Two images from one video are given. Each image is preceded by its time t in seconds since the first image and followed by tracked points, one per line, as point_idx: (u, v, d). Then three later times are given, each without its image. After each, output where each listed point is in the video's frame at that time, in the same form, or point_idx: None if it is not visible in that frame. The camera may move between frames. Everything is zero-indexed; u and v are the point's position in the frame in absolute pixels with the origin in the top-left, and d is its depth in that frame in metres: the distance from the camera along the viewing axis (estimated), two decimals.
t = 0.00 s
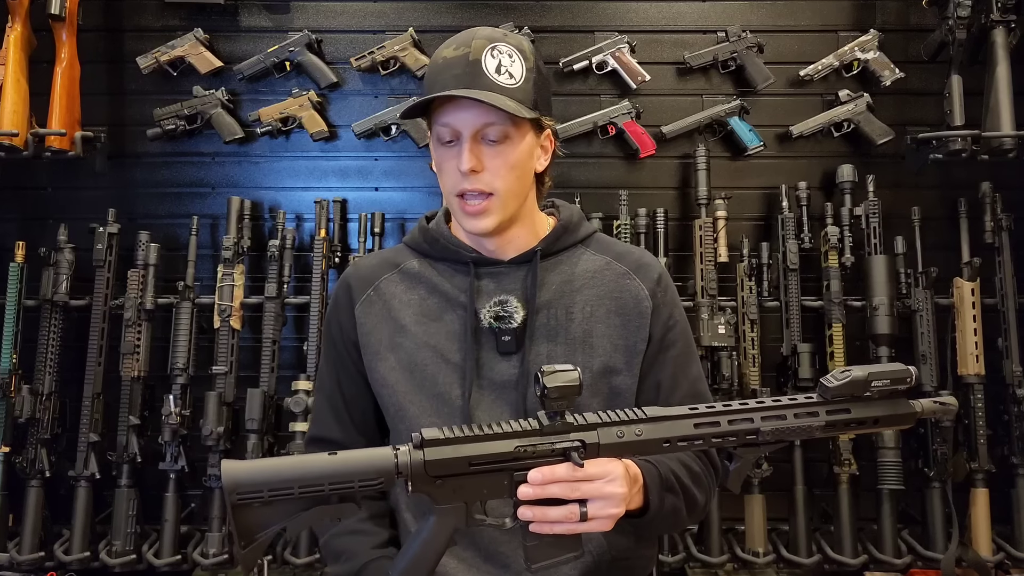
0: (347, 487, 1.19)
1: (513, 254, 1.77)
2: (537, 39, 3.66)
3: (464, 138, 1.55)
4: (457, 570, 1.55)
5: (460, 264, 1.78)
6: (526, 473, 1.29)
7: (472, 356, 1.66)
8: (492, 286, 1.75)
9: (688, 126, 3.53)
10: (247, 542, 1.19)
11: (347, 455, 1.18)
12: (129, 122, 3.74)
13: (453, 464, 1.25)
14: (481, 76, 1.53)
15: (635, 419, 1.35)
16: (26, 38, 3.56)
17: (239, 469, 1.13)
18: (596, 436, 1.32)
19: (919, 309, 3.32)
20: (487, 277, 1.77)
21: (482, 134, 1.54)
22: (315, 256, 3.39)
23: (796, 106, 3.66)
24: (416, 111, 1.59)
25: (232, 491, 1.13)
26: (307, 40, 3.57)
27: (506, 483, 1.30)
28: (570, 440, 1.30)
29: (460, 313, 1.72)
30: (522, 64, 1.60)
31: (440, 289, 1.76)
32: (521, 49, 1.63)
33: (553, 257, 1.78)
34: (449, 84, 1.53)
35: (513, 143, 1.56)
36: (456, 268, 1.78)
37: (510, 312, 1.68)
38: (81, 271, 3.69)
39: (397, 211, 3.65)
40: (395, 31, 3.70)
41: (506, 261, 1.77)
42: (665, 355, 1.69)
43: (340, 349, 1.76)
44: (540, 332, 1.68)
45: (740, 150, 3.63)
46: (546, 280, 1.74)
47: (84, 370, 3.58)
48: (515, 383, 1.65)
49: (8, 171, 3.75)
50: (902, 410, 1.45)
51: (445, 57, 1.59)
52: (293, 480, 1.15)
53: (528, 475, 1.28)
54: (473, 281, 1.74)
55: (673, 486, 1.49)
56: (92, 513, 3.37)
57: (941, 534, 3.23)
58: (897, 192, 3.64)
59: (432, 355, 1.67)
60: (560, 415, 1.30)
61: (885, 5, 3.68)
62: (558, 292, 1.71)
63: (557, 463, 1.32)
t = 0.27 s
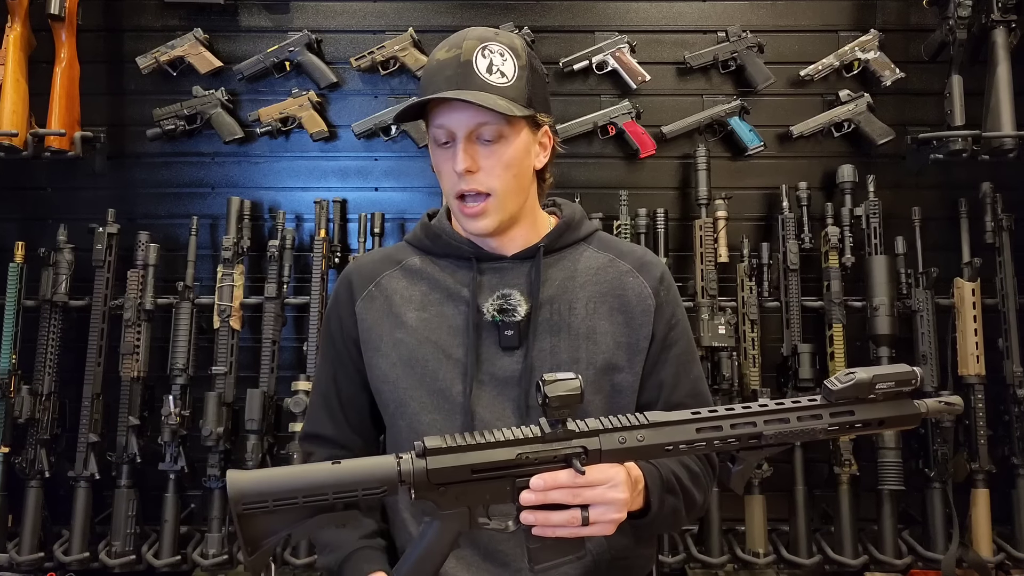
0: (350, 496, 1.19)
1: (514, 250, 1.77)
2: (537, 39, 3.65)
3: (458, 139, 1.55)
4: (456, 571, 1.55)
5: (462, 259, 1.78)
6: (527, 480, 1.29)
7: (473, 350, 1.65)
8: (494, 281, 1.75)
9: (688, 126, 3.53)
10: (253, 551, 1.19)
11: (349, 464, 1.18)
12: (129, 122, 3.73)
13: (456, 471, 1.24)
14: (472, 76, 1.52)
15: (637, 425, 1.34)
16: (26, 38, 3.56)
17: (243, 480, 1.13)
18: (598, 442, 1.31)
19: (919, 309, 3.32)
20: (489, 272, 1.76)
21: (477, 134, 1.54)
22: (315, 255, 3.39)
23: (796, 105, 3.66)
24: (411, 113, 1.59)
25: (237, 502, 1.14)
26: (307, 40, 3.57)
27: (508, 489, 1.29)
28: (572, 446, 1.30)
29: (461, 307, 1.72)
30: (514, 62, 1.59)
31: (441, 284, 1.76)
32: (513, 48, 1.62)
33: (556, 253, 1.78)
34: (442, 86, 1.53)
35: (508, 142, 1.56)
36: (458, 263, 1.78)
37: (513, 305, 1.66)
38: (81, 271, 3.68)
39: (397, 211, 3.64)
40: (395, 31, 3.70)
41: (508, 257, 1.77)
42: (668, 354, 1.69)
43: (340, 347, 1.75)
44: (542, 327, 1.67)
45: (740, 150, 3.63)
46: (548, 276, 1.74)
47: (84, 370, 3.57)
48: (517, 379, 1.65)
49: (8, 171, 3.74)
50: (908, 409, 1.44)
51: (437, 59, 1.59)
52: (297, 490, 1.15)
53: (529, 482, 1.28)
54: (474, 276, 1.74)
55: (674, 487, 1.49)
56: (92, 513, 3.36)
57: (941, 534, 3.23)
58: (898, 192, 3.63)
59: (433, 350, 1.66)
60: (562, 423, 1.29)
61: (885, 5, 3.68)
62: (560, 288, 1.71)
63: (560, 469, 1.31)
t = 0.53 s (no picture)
0: (354, 503, 1.18)
1: (515, 250, 1.75)
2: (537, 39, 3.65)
3: (456, 152, 1.54)
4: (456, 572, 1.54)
5: (463, 265, 1.78)
6: (530, 484, 1.28)
7: (474, 355, 1.65)
8: (495, 285, 1.74)
9: (689, 126, 3.53)
10: (257, 561, 1.18)
11: (353, 471, 1.18)
12: (129, 122, 3.73)
13: (459, 477, 1.24)
14: (469, 86, 1.52)
15: (639, 427, 1.33)
16: (25, 38, 3.55)
17: (247, 489, 1.13)
18: (601, 445, 1.31)
19: (920, 309, 3.31)
20: (490, 276, 1.76)
21: (474, 145, 1.53)
22: (315, 256, 3.39)
23: (796, 106, 3.66)
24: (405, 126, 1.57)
25: (242, 510, 1.13)
26: (307, 40, 3.56)
27: (511, 493, 1.29)
28: (574, 450, 1.29)
29: (463, 312, 1.72)
30: (510, 69, 1.58)
31: (442, 289, 1.75)
32: (509, 53, 1.60)
33: (556, 256, 1.78)
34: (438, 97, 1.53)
35: (506, 151, 1.55)
36: (458, 268, 1.78)
37: (513, 310, 1.67)
38: (80, 271, 3.68)
39: (397, 211, 3.64)
40: (395, 31, 3.69)
41: (508, 261, 1.76)
42: (669, 355, 1.69)
43: (338, 351, 1.76)
44: (543, 330, 1.67)
45: (740, 150, 3.63)
46: (549, 279, 1.73)
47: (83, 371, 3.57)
48: (518, 382, 1.65)
49: (7, 171, 3.74)
50: (916, 408, 1.42)
51: (430, 69, 1.58)
52: (301, 498, 1.15)
53: (532, 486, 1.27)
54: (475, 280, 1.74)
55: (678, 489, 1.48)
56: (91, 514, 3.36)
57: (942, 535, 3.23)
58: (898, 192, 3.63)
59: (434, 356, 1.66)
60: (563, 426, 1.29)
61: (886, 5, 3.67)
62: (561, 290, 1.71)
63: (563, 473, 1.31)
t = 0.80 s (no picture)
0: (351, 514, 1.18)
1: (512, 251, 1.75)
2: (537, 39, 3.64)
3: (441, 141, 1.54)
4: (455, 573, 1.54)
5: (461, 262, 1.78)
6: (527, 486, 1.28)
7: (472, 353, 1.65)
8: (493, 284, 1.75)
9: (689, 126, 3.52)
10: (261, 573, 1.20)
11: (348, 484, 1.18)
12: (128, 122, 3.72)
13: (453, 482, 1.23)
14: (450, 76, 1.52)
15: (632, 424, 1.33)
16: (25, 38, 3.55)
17: (244, 505, 1.14)
18: (595, 445, 1.30)
19: (920, 310, 3.30)
20: (488, 275, 1.76)
21: (459, 133, 1.53)
22: (315, 256, 3.38)
23: (797, 105, 3.65)
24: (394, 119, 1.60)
25: (241, 526, 1.15)
26: (306, 40, 3.56)
27: (509, 497, 1.29)
28: (569, 451, 1.29)
29: (461, 310, 1.72)
30: (492, 60, 1.58)
31: (440, 286, 1.75)
32: (492, 45, 1.61)
33: (554, 256, 1.77)
34: (422, 88, 1.53)
35: (491, 139, 1.55)
36: (457, 266, 1.78)
37: (510, 309, 1.67)
38: (80, 271, 3.68)
39: (397, 211, 3.63)
40: (395, 31, 3.69)
41: (506, 259, 1.76)
42: (668, 356, 1.67)
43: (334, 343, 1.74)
44: (541, 330, 1.67)
45: (740, 150, 3.62)
46: (548, 279, 1.73)
47: (83, 371, 3.57)
48: (516, 382, 1.64)
49: (7, 171, 3.73)
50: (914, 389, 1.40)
51: (414, 64, 1.59)
52: (299, 512, 1.16)
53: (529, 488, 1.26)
54: (473, 279, 1.74)
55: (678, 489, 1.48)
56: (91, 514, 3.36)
57: (943, 535, 3.22)
58: (899, 192, 3.62)
59: (432, 352, 1.66)
60: (556, 427, 1.28)
61: (886, 5, 3.67)
62: (560, 291, 1.71)
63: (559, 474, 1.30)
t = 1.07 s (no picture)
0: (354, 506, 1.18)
1: (513, 253, 1.76)
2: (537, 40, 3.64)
3: (493, 117, 1.60)
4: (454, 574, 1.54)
5: (460, 264, 1.77)
6: (526, 475, 1.28)
7: (471, 356, 1.64)
8: (493, 285, 1.74)
9: (689, 126, 3.52)
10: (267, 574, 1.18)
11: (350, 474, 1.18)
12: (128, 122, 3.72)
13: (453, 472, 1.24)
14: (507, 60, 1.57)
15: (625, 410, 1.35)
16: (24, 38, 3.55)
17: (248, 500, 1.14)
18: (590, 431, 1.32)
19: (921, 310, 3.29)
20: (487, 277, 1.76)
21: (511, 114, 1.61)
22: (315, 256, 3.38)
23: (797, 106, 3.65)
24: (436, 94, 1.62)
25: (247, 520, 1.14)
26: (306, 40, 3.55)
27: (509, 487, 1.29)
28: (565, 438, 1.30)
29: (460, 313, 1.71)
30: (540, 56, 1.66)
31: (439, 289, 1.74)
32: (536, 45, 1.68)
33: (553, 256, 1.77)
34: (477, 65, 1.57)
35: (537, 125, 1.64)
36: (456, 267, 1.77)
37: (510, 311, 1.66)
38: (80, 272, 3.67)
39: (397, 211, 3.63)
40: (395, 31, 3.68)
41: (506, 260, 1.77)
42: (667, 356, 1.69)
43: (331, 345, 1.74)
44: (541, 333, 1.66)
45: (740, 150, 3.62)
46: (547, 279, 1.73)
47: (82, 371, 3.56)
48: (516, 384, 1.64)
49: (6, 171, 3.73)
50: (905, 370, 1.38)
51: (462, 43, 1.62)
52: (305, 503, 1.16)
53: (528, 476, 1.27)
54: (472, 281, 1.73)
55: (677, 482, 1.47)
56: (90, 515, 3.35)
57: (943, 536, 3.21)
58: (899, 193, 3.62)
59: (431, 356, 1.66)
60: (551, 414, 1.30)
61: (887, 5, 3.67)
62: (559, 291, 1.70)
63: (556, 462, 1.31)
